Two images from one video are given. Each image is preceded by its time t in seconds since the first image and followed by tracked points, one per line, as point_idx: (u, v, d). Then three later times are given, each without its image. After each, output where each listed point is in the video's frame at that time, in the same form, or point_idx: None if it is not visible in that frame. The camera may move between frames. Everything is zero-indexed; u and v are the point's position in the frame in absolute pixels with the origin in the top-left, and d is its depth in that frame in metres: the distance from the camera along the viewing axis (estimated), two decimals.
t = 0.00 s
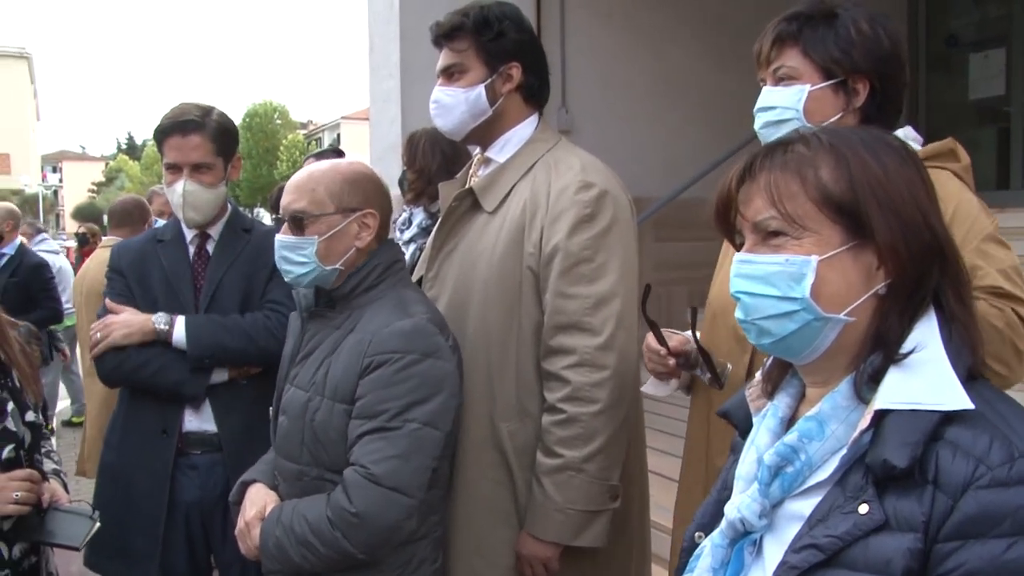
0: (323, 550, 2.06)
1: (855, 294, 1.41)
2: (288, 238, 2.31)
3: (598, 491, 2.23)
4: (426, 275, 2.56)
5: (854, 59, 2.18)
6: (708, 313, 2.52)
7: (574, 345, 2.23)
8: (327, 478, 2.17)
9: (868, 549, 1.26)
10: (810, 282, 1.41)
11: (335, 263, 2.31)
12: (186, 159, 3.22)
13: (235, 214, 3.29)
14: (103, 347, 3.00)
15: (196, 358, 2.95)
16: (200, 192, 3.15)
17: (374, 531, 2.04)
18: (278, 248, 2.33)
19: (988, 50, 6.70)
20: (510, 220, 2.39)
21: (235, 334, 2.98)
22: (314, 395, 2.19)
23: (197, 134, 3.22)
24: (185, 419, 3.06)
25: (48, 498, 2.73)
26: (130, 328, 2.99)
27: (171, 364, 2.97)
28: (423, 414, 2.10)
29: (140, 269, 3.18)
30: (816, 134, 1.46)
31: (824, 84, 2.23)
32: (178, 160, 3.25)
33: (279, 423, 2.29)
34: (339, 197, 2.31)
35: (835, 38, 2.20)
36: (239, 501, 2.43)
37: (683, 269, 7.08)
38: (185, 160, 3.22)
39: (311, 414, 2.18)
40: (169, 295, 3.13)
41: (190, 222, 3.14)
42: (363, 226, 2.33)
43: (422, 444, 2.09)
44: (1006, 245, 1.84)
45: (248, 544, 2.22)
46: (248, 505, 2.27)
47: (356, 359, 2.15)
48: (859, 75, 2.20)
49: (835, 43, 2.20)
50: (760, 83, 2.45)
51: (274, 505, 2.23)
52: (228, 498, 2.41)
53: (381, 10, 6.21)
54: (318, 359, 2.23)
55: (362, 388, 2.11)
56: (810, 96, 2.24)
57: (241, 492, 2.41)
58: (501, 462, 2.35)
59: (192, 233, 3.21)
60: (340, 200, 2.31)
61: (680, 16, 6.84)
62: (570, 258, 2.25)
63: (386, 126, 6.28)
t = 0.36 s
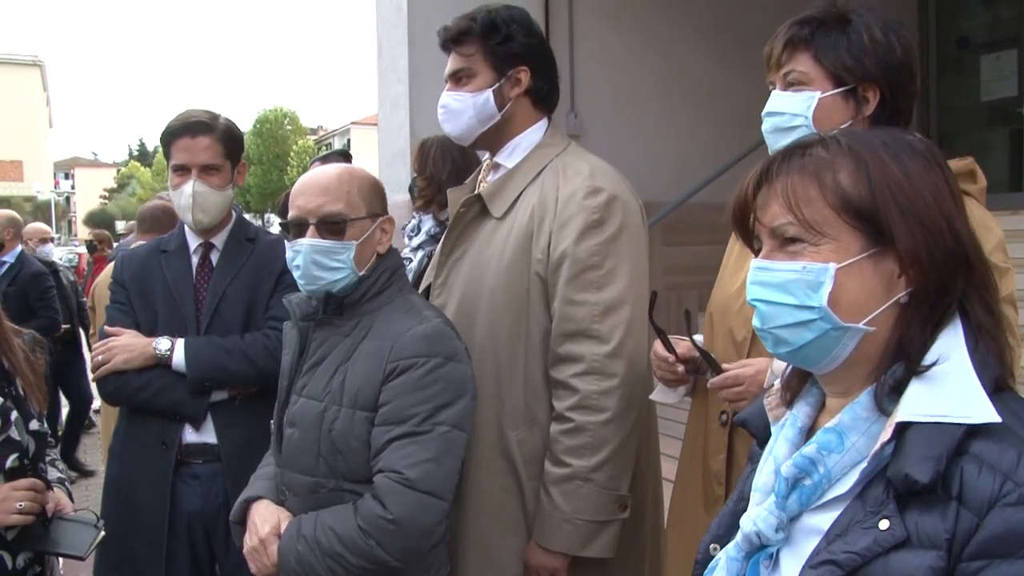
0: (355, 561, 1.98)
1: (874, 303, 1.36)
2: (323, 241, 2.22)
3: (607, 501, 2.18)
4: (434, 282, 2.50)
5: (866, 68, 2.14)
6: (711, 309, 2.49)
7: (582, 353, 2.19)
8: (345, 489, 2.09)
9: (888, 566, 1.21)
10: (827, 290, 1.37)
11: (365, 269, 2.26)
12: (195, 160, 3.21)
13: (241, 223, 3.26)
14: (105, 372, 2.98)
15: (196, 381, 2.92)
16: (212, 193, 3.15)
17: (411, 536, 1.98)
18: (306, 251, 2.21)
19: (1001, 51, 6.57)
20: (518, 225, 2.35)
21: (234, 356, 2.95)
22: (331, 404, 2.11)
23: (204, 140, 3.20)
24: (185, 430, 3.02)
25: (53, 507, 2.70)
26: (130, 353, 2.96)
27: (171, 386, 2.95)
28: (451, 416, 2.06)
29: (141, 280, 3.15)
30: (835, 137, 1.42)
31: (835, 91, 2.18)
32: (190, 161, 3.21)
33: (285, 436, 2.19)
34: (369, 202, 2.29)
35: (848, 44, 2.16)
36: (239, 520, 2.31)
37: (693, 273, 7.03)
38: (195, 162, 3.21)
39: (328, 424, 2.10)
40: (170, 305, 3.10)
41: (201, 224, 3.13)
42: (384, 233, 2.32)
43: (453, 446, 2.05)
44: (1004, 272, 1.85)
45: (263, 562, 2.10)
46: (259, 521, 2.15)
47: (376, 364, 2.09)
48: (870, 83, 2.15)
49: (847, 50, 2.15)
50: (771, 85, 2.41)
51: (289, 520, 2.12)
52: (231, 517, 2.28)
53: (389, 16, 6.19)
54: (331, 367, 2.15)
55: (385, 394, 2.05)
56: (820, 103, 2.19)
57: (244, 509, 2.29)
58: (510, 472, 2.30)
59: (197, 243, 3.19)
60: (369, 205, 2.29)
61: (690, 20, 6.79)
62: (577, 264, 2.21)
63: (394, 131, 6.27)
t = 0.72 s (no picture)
0: (401, 563, 1.90)
1: (894, 310, 1.32)
2: (355, 239, 2.12)
3: (618, 510, 2.14)
4: (448, 284, 2.46)
5: (873, 75, 2.09)
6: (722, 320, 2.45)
7: (595, 359, 2.15)
8: (377, 493, 2.00)
9: None
10: (844, 296, 1.33)
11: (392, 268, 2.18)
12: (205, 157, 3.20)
13: (248, 223, 3.24)
14: (115, 375, 2.95)
15: (207, 384, 2.90)
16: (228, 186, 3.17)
17: (460, 537, 1.92)
18: (339, 250, 2.11)
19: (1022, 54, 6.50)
20: (533, 227, 2.31)
21: (244, 357, 2.93)
22: (364, 407, 2.00)
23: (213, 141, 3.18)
24: (197, 431, 2.99)
25: (61, 508, 2.66)
26: (140, 355, 2.94)
27: (181, 390, 2.93)
28: (492, 414, 1.99)
29: (150, 280, 3.12)
30: (859, 137, 1.38)
31: (841, 100, 2.13)
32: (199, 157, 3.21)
33: (305, 441, 2.07)
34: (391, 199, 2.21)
35: (856, 52, 2.11)
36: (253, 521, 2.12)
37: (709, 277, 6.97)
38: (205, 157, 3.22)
39: (361, 428, 1.99)
40: (180, 305, 3.08)
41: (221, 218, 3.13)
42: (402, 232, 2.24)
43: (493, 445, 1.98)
44: None
45: (294, 564, 1.95)
46: (288, 518, 1.99)
47: (413, 364, 1.99)
48: (877, 92, 2.10)
49: (854, 58, 2.11)
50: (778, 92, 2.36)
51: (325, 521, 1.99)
52: (248, 517, 2.09)
53: (404, 17, 6.16)
54: (359, 370, 2.04)
55: (425, 395, 1.96)
56: (826, 111, 2.15)
57: (258, 510, 2.10)
58: (520, 475, 2.27)
59: (206, 243, 3.18)
60: (393, 206, 2.22)
61: (707, 23, 6.74)
62: (591, 268, 2.17)
63: (408, 132, 6.24)
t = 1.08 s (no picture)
0: (457, 564, 1.89)
1: (952, 313, 1.27)
2: (408, 234, 2.08)
3: (658, 516, 2.09)
4: (486, 282, 2.44)
5: (932, 57, 2.02)
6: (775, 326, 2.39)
7: (637, 360, 2.11)
8: (428, 493, 1.98)
9: None
10: (898, 295, 1.29)
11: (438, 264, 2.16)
12: (223, 152, 3.23)
13: (286, 216, 3.24)
14: (159, 366, 2.95)
15: (253, 374, 2.90)
16: (234, 184, 3.15)
17: (520, 537, 1.91)
18: (393, 245, 2.06)
19: None
20: (574, 225, 2.27)
21: (290, 348, 2.93)
22: (416, 406, 1.97)
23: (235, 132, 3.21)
24: (241, 422, 2.99)
25: (100, 502, 2.65)
26: (186, 347, 2.93)
27: (228, 380, 2.93)
28: (547, 414, 1.97)
29: (190, 272, 3.13)
30: (923, 130, 1.33)
31: (899, 85, 2.08)
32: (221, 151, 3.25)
33: (354, 440, 2.04)
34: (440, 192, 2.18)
35: (912, 34, 2.05)
36: (298, 525, 2.10)
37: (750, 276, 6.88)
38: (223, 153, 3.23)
39: (414, 427, 1.96)
40: (220, 298, 3.08)
41: (229, 216, 3.13)
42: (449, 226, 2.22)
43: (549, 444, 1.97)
44: None
45: (343, 567, 1.92)
46: (336, 521, 1.96)
47: (466, 363, 1.96)
48: (937, 75, 2.04)
49: (911, 40, 2.05)
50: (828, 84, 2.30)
51: (375, 523, 1.96)
52: (293, 519, 2.06)
53: (443, 15, 6.15)
54: (410, 369, 2.01)
55: (479, 394, 1.94)
56: (882, 97, 2.09)
57: (303, 513, 2.07)
58: (559, 478, 2.22)
59: (244, 236, 3.17)
60: (443, 199, 2.19)
61: (748, 19, 6.64)
62: (633, 268, 2.13)
63: (447, 129, 6.23)
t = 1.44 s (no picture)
0: (535, 568, 1.86)
1: None
2: (446, 224, 2.06)
3: (729, 518, 2.03)
4: (552, 273, 2.41)
5: None
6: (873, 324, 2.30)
7: (707, 357, 2.05)
8: (505, 492, 1.96)
9: None
10: (985, 292, 1.27)
11: (495, 253, 2.10)
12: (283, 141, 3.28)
13: (368, 202, 3.23)
14: (223, 353, 3.03)
15: (299, 371, 2.89)
16: (279, 173, 3.23)
17: (600, 541, 1.87)
18: (428, 235, 2.07)
19: None
20: (642, 216, 2.22)
21: (333, 348, 2.88)
22: (492, 404, 1.94)
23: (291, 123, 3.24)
24: (294, 413, 3.02)
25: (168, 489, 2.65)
26: (244, 336, 2.99)
27: (274, 373, 2.95)
28: (627, 413, 1.92)
29: (266, 259, 3.18)
30: (1010, 119, 1.32)
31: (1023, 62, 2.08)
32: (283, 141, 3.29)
33: (428, 438, 2.01)
34: (499, 178, 2.11)
35: None
36: (371, 535, 2.11)
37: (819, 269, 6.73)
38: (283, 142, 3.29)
39: (490, 425, 1.94)
40: (288, 286, 3.10)
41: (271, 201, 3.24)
42: (517, 213, 2.15)
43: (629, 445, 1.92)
44: None
45: None
46: (404, 533, 1.96)
47: (543, 361, 1.93)
48: None
49: None
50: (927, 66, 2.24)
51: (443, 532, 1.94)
52: (362, 532, 2.07)
53: (507, 4, 6.12)
54: (487, 365, 1.98)
55: (557, 392, 1.91)
56: (1004, 75, 2.08)
57: (372, 524, 2.08)
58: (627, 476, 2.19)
59: (318, 224, 3.22)
60: (501, 184, 2.11)
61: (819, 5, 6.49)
62: (703, 260, 2.07)
63: (511, 119, 6.20)
